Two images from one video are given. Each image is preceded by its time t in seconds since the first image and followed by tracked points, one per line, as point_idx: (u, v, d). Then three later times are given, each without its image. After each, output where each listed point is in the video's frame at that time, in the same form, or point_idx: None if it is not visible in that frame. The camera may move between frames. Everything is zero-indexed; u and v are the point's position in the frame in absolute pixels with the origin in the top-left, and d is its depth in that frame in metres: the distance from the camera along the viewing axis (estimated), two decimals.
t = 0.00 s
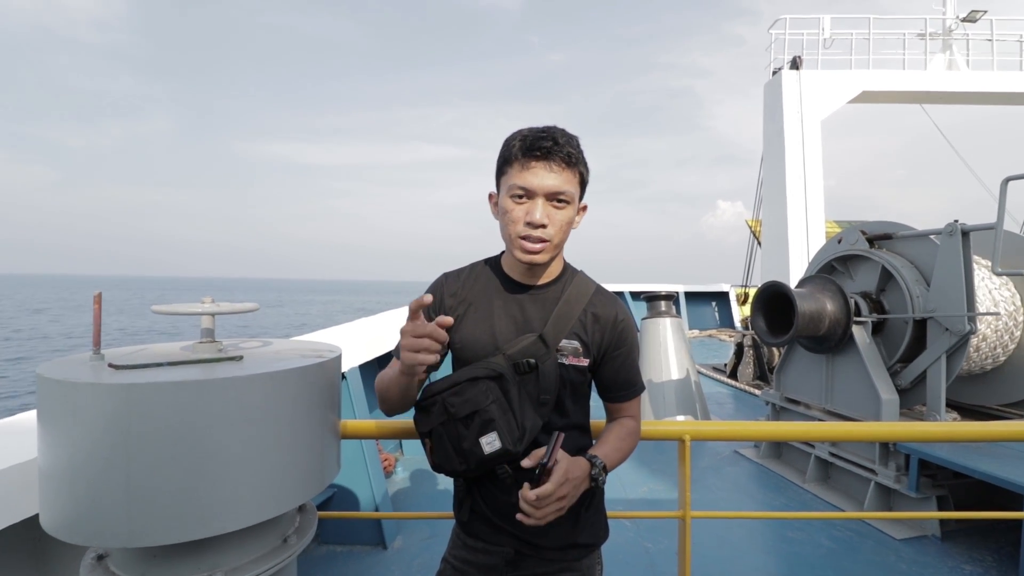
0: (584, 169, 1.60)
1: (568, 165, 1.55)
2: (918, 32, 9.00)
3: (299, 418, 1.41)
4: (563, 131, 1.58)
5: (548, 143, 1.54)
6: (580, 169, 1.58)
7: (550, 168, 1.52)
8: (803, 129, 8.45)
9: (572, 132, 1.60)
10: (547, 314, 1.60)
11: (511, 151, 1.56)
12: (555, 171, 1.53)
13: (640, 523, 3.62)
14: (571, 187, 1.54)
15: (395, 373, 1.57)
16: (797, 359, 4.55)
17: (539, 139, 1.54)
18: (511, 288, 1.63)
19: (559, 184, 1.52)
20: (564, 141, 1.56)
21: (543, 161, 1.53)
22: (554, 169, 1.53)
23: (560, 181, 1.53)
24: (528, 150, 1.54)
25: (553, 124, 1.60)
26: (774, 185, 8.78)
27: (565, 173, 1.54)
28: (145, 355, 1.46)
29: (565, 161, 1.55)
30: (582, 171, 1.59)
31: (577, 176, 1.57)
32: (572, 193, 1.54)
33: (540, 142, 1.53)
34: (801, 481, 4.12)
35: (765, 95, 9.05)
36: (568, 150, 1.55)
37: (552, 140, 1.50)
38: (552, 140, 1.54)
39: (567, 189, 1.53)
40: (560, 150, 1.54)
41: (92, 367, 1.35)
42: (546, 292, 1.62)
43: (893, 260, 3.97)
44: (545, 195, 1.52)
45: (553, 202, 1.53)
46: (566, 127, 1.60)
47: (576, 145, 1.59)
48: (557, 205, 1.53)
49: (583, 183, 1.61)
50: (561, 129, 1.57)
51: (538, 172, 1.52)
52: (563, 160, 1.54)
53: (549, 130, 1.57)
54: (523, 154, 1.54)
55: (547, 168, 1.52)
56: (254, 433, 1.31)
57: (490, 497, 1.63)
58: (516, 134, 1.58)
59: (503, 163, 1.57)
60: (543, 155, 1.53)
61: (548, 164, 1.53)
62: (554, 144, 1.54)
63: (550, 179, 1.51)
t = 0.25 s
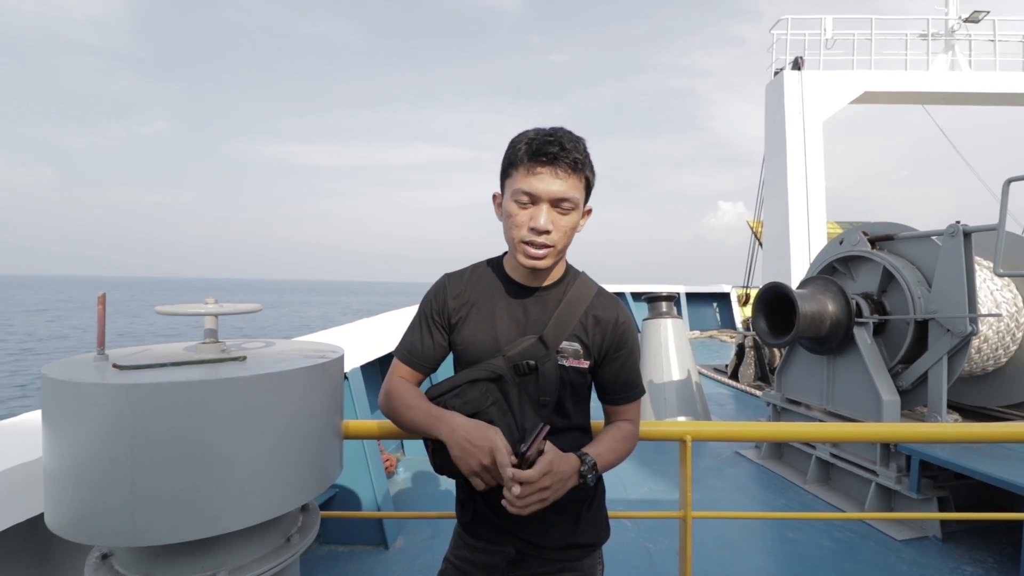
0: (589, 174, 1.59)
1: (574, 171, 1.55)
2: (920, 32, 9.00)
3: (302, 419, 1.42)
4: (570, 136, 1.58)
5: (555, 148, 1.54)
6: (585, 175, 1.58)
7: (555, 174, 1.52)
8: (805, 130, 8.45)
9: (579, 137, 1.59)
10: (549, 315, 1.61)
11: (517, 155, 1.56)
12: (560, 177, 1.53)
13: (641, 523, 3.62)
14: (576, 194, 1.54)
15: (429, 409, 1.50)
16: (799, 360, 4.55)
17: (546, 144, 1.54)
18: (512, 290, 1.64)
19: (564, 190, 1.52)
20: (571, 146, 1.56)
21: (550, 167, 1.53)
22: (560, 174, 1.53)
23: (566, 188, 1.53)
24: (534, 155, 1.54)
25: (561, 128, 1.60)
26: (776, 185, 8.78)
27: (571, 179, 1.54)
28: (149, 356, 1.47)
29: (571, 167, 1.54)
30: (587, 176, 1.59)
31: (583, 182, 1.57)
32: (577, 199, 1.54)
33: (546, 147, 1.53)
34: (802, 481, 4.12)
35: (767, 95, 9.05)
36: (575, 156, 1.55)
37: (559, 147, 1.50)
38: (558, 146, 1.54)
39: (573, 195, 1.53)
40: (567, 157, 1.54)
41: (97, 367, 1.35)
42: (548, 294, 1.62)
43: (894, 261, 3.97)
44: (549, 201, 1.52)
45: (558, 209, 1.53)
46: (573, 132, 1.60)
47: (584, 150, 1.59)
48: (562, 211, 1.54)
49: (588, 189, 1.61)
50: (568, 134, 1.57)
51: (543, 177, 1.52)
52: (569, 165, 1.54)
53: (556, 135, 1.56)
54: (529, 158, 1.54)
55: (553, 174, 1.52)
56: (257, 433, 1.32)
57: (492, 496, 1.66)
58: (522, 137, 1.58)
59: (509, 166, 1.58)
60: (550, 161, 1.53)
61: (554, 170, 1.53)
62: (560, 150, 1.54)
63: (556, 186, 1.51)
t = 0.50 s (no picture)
0: (592, 177, 1.60)
1: (576, 175, 1.55)
2: (920, 32, 9.01)
3: (305, 420, 1.42)
4: (573, 140, 1.58)
5: (557, 152, 1.54)
6: (588, 179, 1.58)
7: (557, 178, 1.53)
8: (805, 129, 8.45)
9: (582, 141, 1.59)
10: (551, 318, 1.62)
11: (519, 159, 1.56)
12: (562, 182, 1.53)
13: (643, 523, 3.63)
14: (578, 198, 1.54)
15: (430, 417, 1.51)
16: (800, 360, 4.55)
17: (548, 148, 1.54)
18: (514, 291, 1.64)
19: (566, 194, 1.52)
20: (573, 150, 1.56)
21: (552, 171, 1.53)
22: (562, 178, 1.53)
23: (568, 192, 1.53)
24: (536, 159, 1.54)
25: (563, 132, 1.60)
26: (776, 185, 8.78)
27: (573, 183, 1.54)
28: (153, 357, 1.47)
29: (573, 171, 1.55)
30: (590, 180, 1.59)
31: (585, 186, 1.57)
32: (579, 204, 1.55)
33: (549, 151, 1.54)
34: (804, 481, 4.12)
35: (767, 95, 9.05)
36: (577, 160, 1.56)
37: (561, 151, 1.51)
38: (561, 150, 1.54)
39: (575, 200, 1.54)
40: (569, 161, 1.55)
41: (101, 369, 1.36)
42: (550, 297, 1.63)
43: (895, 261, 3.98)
44: (551, 205, 1.52)
45: (559, 213, 1.54)
46: (576, 136, 1.60)
47: (586, 154, 1.59)
48: (564, 215, 1.54)
49: (591, 192, 1.61)
50: (570, 138, 1.57)
51: (545, 181, 1.53)
52: (571, 169, 1.54)
53: (559, 139, 1.57)
54: (531, 163, 1.55)
55: (555, 178, 1.53)
56: (260, 434, 1.33)
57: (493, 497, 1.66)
58: (525, 141, 1.58)
59: (511, 170, 1.58)
60: (552, 166, 1.53)
61: (556, 175, 1.53)
62: (562, 154, 1.54)
63: (558, 190, 1.52)
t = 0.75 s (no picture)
0: (588, 169, 1.62)
1: (573, 164, 1.57)
2: (919, 34, 9.03)
3: (307, 420, 1.43)
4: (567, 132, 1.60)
5: (553, 143, 1.56)
6: (585, 169, 1.60)
7: (555, 166, 1.54)
8: (805, 131, 8.47)
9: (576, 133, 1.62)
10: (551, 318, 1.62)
11: (517, 153, 1.58)
12: (559, 170, 1.54)
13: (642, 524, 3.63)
14: (575, 185, 1.55)
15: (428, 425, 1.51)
16: (799, 361, 4.56)
17: (545, 139, 1.57)
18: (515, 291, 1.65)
19: (564, 182, 1.54)
20: (568, 141, 1.58)
21: (549, 160, 1.55)
22: (559, 167, 1.55)
23: (566, 180, 1.54)
24: (533, 151, 1.56)
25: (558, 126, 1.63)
26: (776, 186, 8.80)
27: (570, 171, 1.56)
28: (155, 357, 1.48)
29: (570, 160, 1.56)
30: (586, 171, 1.61)
31: (582, 175, 1.59)
32: (577, 191, 1.56)
33: (545, 141, 1.56)
34: (803, 482, 4.13)
35: (766, 97, 9.07)
36: (573, 149, 1.57)
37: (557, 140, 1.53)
38: (557, 140, 1.56)
39: (572, 187, 1.54)
40: (565, 150, 1.56)
41: (103, 369, 1.37)
42: (551, 296, 1.63)
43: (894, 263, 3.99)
44: (550, 193, 1.53)
45: (559, 200, 1.54)
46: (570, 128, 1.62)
47: (581, 145, 1.61)
48: (563, 203, 1.55)
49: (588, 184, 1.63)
50: (565, 130, 1.60)
51: (543, 171, 1.54)
52: (568, 158, 1.56)
53: (553, 131, 1.59)
54: (529, 154, 1.56)
55: (552, 166, 1.54)
56: (262, 434, 1.33)
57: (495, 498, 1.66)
58: (522, 136, 1.60)
59: (509, 165, 1.60)
60: (548, 155, 1.55)
61: (553, 163, 1.54)
62: (558, 144, 1.56)
63: (556, 177, 1.53)
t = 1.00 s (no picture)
0: (584, 170, 1.62)
1: (569, 163, 1.57)
2: (916, 37, 9.06)
3: (305, 420, 1.42)
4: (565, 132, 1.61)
5: (549, 142, 1.57)
6: (581, 168, 1.60)
7: (550, 165, 1.55)
8: (802, 132, 8.49)
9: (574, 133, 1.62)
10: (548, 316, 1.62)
11: (514, 152, 1.59)
12: (555, 169, 1.55)
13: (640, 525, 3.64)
14: (571, 184, 1.56)
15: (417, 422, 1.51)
16: (796, 362, 4.57)
17: (541, 139, 1.57)
18: (512, 290, 1.65)
19: (560, 180, 1.54)
20: (565, 141, 1.58)
21: (545, 159, 1.55)
22: (555, 166, 1.55)
23: (561, 178, 1.54)
24: (529, 150, 1.56)
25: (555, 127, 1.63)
26: (773, 187, 8.81)
27: (566, 171, 1.56)
28: (153, 357, 1.47)
29: (566, 159, 1.57)
30: (582, 171, 1.61)
31: (577, 175, 1.59)
32: (572, 190, 1.56)
33: (541, 141, 1.56)
34: (800, 483, 4.14)
35: (764, 98, 9.09)
36: (569, 149, 1.58)
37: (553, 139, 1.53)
38: (553, 139, 1.57)
39: (568, 186, 1.55)
40: (561, 149, 1.57)
41: (101, 369, 1.36)
42: (547, 294, 1.64)
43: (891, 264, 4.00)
44: (546, 191, 1.53)
45: (554, 198, 1.54)
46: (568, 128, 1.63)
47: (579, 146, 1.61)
48: (558, 202, 1.55)
49: (584, 184, 1.63)
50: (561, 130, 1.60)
51: (539, 169, 1.54)
52: (564, 158, 1.56)
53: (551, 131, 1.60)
54: (525, 153, 1.57)
55: (548, 166, 1.55)
56: (260, 434, 1.33)
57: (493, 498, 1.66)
58: (519, 136, 1.61)
59: (506, 164, 1.60)
60: (545, 154, 1.55)
61: (549, 162, 1.55)
62: (554, 143, 1.57)
63: (552, 176, 1.53)
